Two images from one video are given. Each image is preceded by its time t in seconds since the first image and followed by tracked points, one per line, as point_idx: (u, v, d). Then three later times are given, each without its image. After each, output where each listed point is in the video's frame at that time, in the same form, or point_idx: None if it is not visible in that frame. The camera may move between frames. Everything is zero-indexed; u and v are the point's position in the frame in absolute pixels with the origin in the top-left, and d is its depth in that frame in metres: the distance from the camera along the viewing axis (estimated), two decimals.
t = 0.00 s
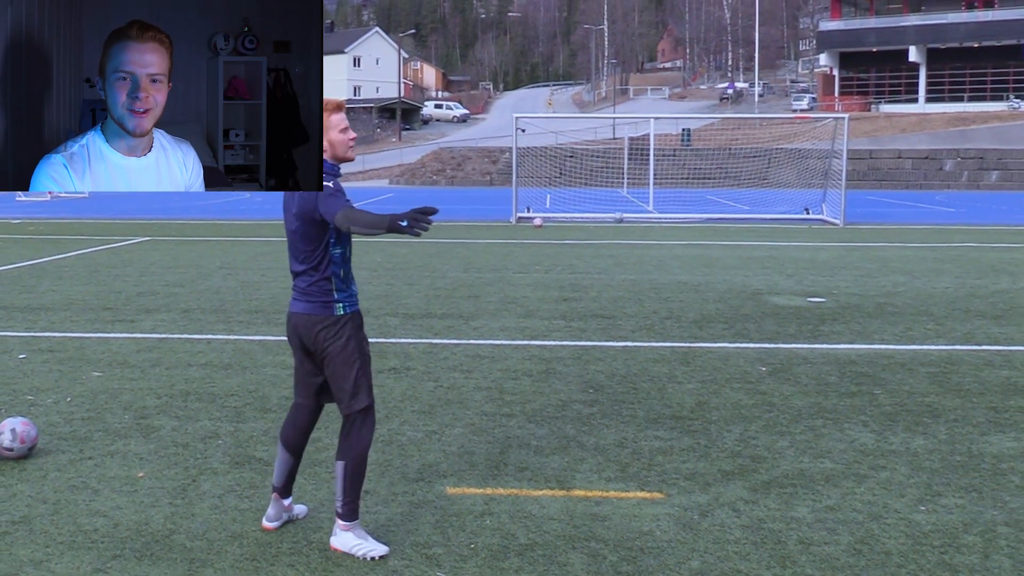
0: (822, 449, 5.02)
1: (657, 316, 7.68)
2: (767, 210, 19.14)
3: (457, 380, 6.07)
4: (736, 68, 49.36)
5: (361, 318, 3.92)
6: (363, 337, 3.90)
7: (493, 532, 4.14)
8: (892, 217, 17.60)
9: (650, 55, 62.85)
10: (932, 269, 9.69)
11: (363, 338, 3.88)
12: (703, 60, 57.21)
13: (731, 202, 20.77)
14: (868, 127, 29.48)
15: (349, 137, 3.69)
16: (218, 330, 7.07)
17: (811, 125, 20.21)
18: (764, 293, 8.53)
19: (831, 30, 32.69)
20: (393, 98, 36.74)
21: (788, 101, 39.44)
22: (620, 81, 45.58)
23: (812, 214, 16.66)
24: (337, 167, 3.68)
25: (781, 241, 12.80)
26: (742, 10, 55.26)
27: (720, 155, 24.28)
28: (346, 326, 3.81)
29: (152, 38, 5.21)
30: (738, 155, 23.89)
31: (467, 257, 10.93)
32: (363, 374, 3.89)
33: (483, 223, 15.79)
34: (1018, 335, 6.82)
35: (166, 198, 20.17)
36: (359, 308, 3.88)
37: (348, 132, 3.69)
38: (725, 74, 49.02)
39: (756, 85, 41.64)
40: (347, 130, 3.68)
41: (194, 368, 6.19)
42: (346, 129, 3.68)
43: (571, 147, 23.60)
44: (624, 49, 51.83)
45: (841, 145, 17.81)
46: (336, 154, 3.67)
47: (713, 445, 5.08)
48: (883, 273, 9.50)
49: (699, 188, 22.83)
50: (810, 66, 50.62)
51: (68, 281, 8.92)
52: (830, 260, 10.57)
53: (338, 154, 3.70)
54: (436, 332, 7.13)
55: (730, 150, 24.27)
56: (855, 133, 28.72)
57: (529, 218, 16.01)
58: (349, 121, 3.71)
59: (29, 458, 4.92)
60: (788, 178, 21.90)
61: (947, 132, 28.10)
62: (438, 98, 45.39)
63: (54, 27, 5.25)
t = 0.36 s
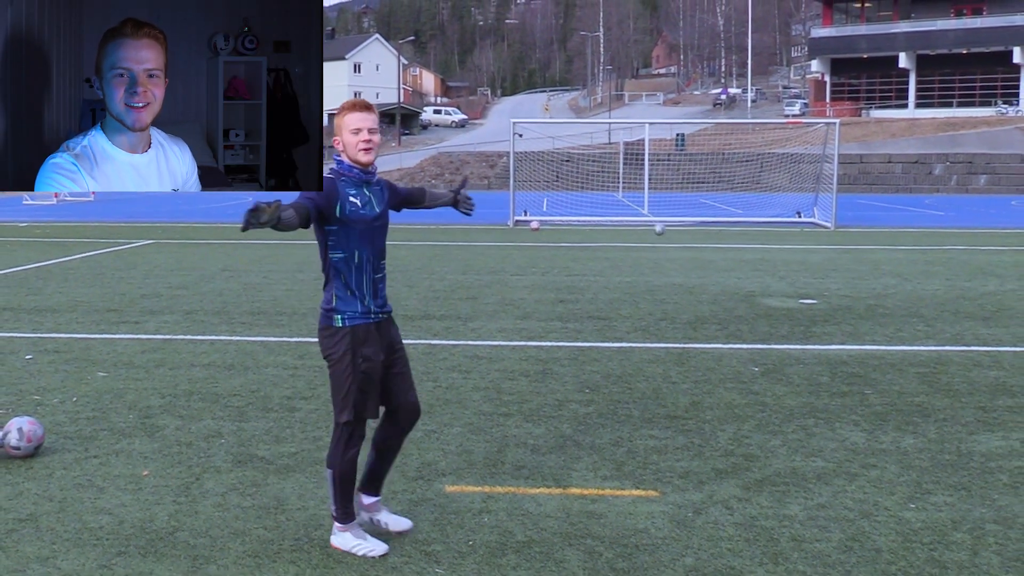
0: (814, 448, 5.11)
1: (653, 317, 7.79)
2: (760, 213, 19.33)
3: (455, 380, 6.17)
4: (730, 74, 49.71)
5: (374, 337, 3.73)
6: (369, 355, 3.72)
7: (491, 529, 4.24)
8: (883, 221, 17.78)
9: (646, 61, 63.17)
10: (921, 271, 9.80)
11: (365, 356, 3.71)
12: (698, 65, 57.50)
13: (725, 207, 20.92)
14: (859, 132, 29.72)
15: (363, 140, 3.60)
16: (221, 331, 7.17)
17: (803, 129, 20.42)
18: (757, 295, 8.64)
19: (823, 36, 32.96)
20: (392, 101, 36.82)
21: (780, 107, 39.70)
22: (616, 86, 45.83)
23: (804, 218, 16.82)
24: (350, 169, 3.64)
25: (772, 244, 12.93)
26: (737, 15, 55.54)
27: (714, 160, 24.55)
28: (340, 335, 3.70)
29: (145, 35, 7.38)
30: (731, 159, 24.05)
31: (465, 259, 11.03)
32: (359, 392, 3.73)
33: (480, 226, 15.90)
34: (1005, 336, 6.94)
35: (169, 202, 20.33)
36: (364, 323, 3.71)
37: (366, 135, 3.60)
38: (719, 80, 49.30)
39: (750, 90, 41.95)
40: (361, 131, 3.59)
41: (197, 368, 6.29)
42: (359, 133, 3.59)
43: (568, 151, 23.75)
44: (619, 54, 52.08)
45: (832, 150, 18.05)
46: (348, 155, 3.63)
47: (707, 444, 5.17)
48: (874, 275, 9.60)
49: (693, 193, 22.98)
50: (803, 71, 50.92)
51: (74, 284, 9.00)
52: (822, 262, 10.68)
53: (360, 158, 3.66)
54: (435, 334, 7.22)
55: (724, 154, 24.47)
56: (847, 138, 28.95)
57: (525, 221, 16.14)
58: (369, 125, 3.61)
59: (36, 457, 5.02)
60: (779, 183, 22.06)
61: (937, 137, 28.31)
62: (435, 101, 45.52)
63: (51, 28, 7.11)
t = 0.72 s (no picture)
0: (808, 447, 5.22)
1: (650, 318, 7.90)
2: (755, 216, 19.49)
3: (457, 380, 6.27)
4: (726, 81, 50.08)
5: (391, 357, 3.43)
6: (382, 375, 3.44)
7: (492, 527, 4.34)
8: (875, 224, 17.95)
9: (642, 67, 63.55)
10: (912, 273, 9.93)
11: (376, 374, 3.44)
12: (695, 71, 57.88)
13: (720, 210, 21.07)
14: (853, 137, 29.96)
15: (412, 149, 3.35)
16: (227, 332, 7.27)
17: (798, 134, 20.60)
18: (752, 296, 8.75)
19: (816, 43, 33.25)
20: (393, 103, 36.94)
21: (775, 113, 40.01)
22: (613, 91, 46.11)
23: (799, 221, 16.94)
24: (398, 181, 3.43)
25: (766, 246, 13.07)
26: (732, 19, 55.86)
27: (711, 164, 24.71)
28: (361, 347, 3.50)
29: (150, 42, 14.13)
30: (728, 164, 24.20)
31: (465, 262, 11.13)
32: (370, 409, 3.50)
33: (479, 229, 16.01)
34: (996, 336, 7.06)
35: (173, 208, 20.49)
36: (381, 340, 3.44)
37: (417, 145, 3.35)
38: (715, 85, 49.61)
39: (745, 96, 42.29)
40: (410, 140, 3.35)
41: (204, 369, 6.40)
42: (409, 141, 3.35)
43: (567, 156, 23.89)
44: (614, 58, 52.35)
45: (827, 154, 18.23)
46: (400, 166, 3.41)
47: (704, 443, 5.28)
48: (867, 277, 9.71)
49: (689, 197, 22.99)
50: (797, 77, 51.28)
51: (83, 285, 9.12)
52: (816, 265, 10.79)
53: (413, 170, 3.42)
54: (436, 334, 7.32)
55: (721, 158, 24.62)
56: (840, 143, 29.19)
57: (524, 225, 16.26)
58: (423, 132, 3.35)
59: (45, 455, 5.12)
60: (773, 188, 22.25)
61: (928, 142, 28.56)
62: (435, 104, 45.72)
63: (56, 34, 13.94)
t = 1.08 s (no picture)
0: (804, 445, 5.32)
1: (649, 319, 8.02)
2: (751, 219, 19.63)
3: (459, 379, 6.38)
4: (723, 87, 50.38)
5: (435, 357, 3.25)
6: (426, 375, 3.25)
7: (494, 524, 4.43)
8: (870, 228, 18.11)
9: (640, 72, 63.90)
10: (907, 275, 10.04)
11: (420, 373, 3.26)
12: (692, 77, 58.18)
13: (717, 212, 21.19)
14: (848, 141, 30.20)
15: (468, 133, 3.20)
16: (234, 332, 7.38)
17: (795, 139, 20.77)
18: (749, 298, 8.85)
19: (813, 50, 33.51)
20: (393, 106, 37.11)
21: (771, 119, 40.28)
22: (611, 97, 46.42)
23: (794, 223, 17.08)
24: (454, 173, 3.28)
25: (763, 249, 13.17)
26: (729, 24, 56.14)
27: (708, 168, 24.86)
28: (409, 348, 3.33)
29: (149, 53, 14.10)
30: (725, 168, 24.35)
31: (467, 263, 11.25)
32: (411, 409, 3.28)
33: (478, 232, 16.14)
34: (988, 336, 7.18)
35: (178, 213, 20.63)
36: (425, 337, 3.28)
37: (474, 130, 3.20)
38: (713, 91, 49.92)
39: (742, 103, 42.59)
40: (466, 126, 3.21)
41: (211, 369, 6.50)
42: (466, 127, 3.21)
43: (567, 160, 24.04)
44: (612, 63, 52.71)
45: (822, 158, 18.41)
46: (457, 158, 3.27)
47: (701, 442, 5.38)
48: (863, 279, 9.82)
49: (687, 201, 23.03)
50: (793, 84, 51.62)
51: (93, 287, 9.24)
52: (811, 267, 10.92)
53: (471, 160, 3.27)
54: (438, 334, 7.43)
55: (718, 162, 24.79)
56: (836, 148, 29.41)
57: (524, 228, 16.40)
58: (482, 115, 3.20)
59: (55, 453, 5.22)
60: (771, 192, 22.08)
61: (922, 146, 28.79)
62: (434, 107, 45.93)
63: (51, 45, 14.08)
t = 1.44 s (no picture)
0: (801, 444, 5.43)
1: (649, 320, 8.13)
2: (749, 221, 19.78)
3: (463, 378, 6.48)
4: (721, 92, 50.65)
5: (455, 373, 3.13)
6: (444, 393, 3.13)
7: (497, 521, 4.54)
8: (865, 231, 18.27)
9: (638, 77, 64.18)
10: (902, 278, 10.15)
11: (437, 391, 3.14)
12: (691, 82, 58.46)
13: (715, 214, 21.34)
14: (845, 145, 30.41)
15: (479, 138, 3.10)
16: (242, 333, 7.50)
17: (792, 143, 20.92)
18: (747, 299, 8.97)
19: (809, 55, 33.76)
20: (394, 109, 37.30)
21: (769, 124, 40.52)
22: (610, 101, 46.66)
23: (791, 227, 17.22)
24: (466, 179, 3.17)
25: (760, 252, 13.29)
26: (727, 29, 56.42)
27: (707, 173, 25.03)
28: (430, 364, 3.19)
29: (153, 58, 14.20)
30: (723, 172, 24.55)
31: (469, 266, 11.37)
32: (429, 429, 3.14)
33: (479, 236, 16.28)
34: (981, 337, 7.29)
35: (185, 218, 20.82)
36: (445, 353, 3.15)
37: (485, 135, 3.11)
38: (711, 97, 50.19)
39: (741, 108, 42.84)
40: (478, 131, 3.11)
41: (220, 368, 6.62)
42: (476, 131, 3.11)
43: (568, 164, 24.19)
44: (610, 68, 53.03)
45: (818, 163, 18.57)
46: (470, 164, 3.16)
47: (700, 440, 5.49)
48: (858, 280, 9.94)
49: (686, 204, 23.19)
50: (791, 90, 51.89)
51: (102, 288, 9.36)
52: (808, 269, 11.04)
53: (484, 165, 3.16)
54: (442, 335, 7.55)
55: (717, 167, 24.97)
56: (833, 152, 29.61)
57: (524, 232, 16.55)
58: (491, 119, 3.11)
59: (67, 451, 5.34)
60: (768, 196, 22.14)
61: (917, 151, 29.00)
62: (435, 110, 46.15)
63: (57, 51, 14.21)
